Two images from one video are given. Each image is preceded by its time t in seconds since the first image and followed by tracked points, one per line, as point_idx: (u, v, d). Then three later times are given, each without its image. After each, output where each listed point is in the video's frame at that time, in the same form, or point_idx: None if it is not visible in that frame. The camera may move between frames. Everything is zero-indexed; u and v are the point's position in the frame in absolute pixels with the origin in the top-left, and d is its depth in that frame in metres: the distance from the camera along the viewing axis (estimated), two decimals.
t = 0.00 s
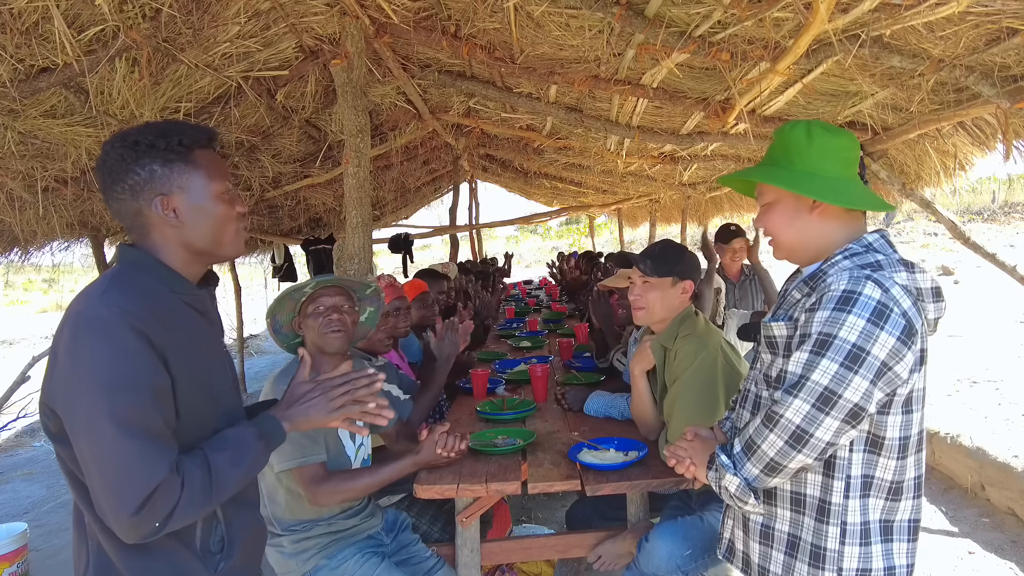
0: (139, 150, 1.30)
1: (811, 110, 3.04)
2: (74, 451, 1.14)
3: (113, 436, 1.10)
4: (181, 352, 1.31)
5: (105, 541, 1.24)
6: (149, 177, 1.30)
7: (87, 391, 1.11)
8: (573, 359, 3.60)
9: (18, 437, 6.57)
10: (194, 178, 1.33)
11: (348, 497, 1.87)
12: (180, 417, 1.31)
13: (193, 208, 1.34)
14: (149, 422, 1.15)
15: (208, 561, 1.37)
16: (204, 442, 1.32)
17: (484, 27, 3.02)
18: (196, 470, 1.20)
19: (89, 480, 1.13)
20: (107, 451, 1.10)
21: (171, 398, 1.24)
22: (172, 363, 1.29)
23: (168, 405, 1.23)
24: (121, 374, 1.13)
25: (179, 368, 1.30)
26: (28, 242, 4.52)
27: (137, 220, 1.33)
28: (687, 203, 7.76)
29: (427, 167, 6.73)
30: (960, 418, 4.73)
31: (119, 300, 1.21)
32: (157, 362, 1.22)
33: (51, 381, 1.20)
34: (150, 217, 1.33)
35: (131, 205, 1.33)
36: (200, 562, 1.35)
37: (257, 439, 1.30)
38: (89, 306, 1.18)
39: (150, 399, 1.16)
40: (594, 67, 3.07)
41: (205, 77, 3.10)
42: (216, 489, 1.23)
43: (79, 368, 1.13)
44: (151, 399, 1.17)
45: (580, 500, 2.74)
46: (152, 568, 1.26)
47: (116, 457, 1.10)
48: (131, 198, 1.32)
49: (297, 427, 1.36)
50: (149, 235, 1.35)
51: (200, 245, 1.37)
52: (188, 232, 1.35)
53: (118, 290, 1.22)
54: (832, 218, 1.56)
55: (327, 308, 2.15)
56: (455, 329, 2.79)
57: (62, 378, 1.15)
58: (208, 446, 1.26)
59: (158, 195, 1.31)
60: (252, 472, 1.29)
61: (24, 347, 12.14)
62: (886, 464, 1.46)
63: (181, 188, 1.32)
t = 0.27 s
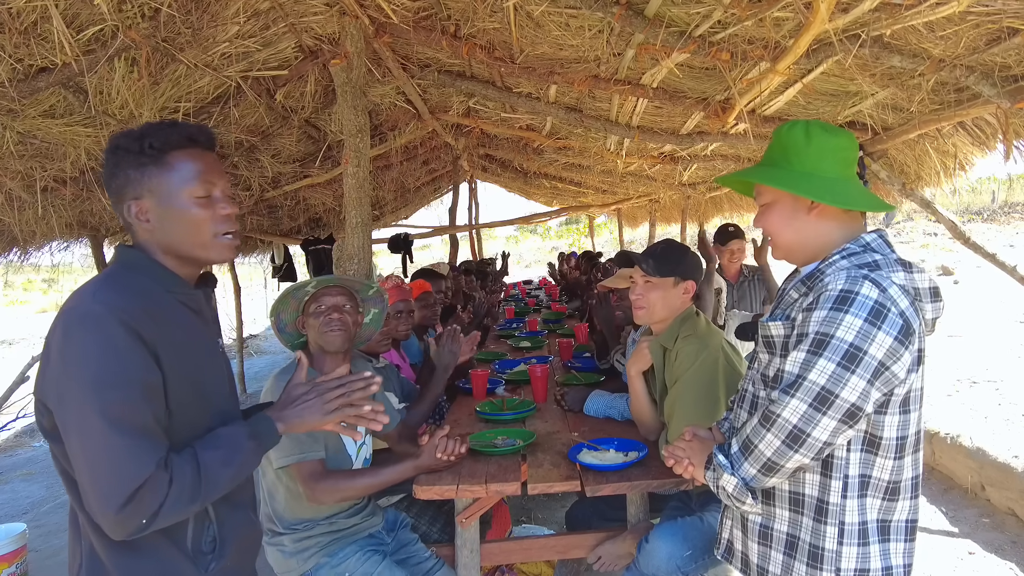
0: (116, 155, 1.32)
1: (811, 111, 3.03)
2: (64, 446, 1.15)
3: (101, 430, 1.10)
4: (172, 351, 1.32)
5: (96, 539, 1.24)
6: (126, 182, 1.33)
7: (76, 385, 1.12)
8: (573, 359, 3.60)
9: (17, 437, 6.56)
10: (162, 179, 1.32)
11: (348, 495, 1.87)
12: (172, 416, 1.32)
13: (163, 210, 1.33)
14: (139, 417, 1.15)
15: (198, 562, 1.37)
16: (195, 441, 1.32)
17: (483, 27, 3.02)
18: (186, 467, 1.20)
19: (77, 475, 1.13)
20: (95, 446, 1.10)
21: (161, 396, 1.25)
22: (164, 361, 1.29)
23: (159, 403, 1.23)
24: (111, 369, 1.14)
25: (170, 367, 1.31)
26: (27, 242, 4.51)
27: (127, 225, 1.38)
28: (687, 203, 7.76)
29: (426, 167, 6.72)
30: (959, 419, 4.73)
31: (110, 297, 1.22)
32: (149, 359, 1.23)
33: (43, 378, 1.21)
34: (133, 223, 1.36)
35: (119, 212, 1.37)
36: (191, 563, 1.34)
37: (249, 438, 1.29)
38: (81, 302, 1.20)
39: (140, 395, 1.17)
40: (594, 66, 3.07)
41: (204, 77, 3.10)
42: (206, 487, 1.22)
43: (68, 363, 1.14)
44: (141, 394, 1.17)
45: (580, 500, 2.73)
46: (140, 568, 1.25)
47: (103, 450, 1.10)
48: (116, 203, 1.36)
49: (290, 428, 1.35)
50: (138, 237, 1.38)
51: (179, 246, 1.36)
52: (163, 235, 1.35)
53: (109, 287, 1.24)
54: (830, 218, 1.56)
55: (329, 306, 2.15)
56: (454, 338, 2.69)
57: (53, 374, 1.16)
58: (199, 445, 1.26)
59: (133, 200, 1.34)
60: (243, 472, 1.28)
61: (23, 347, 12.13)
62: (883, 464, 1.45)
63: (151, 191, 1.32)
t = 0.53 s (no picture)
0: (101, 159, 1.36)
1: (811, 111, 3.03)
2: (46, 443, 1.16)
3: (76, 429, 1.11)
4: (158, 351, 1.33)
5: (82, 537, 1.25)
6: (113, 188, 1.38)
7: (55, 383, 1.13)
8: (573, 360, 3.59)
9: (16, 437, 6.55)
10: (138, 186, 1.35)
11: (349, 495, 1.87)
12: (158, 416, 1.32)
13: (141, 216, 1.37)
14: (114, 416, 1.15)
15: (182, 565, 1.37)
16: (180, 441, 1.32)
17: (483, 27, 3.02)
18: (165, 467, 1.20)
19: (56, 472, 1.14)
20: (71, 444, 1.11)
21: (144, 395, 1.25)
22: (150, 361, 1.30)
23: (140, 401, 1.24)
24: (88, 367, 1.15)
25: (156, 366, 1.32)
26: (27, 242, 4.51)
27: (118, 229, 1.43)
28: (687, 203, 7.76)
29: (426, 167, 6.72)
30: (959, 419, 4.73)
31: (92, 296, 1.23)
32: (129, 357, 1.23)
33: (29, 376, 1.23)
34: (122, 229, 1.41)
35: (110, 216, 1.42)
36: (172, 565, 1.34)
37: (234, 440, 1.29)
38: (63, 301, 1.21)
39: (118, 393, 1.18)
40: (594, 67, 3.07)
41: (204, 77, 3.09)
42: (185, 489, 1.22)
43: (48, 362, 1.15)
44: (118, 393, 1.18)
45: (580, 501, 2.73)
46: (122, 568, 1.27)
47: (79, 448, 1.11)
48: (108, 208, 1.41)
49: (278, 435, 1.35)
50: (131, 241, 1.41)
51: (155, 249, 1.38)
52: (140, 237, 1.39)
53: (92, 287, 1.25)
54: (830, 219, 1.55)
55: (331, 308, 2.14)
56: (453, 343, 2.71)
57: (36, 372, 1.18)
58: (183, 445, 1.26)
59: (119, 208, 1.38)
60: (227, 474, 1.28)
61: (22, 347, 12.09)
62: (885, 466, 1.45)
63: (131, 198, 1.36)
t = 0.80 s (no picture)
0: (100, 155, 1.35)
1: (811, 111, 3.03)
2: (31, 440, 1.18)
3: (53, 431, 1.11)
4: (145, 350, 1.33)
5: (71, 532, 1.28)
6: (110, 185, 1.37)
7: (36, 384, 1.14)
8: (573, 360, 3.59)
9: (16, 437, 6.54)
10: (136, 185, 1.34)
11: (350, 495, 1.87)
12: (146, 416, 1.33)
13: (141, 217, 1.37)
14: (93, 418, 1.16)
15: (170, 567, 1.36)
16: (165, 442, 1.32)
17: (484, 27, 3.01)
18: (145, 469, 1.20)
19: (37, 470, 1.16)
20: (48, 446, 1.12)
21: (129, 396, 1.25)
22: (137, 361, 1.30)
23: (124, 402, 1.24)
24: (69, 369, 1.15)
25: (143, 367, 1.32)
26: (26, 242, 4.51)
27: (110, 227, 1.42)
28: (687, 203, 7.76)
29: (426, 167, 6.71)
30: (960, 419, 4.73)
31: (76, 296, 1.23)
32: (113, 359, 1.23)
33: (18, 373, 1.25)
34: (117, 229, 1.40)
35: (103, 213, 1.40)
36: (159, 566, 1.34)
37: (217, 444, 1.29)
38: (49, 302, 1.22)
39: (98, 395, 1.18)
40: (595, 66, 3.07)
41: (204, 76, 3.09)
42: (164, 492, 1.22)
43: (31, 362, 1.16)
44: (98, 395, 1.18)
45: (580, 501, 2.72)
46: (110, 568, 1.28)
47: (55, 449, 1.11)
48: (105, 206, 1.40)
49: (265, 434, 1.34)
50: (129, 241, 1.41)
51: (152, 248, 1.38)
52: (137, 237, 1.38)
53: (77, 287, 1.25)
54: (832, 220, 1.55)
55: (342, 308, 2.14)
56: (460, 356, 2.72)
57: (22, 371, 1.19)
58: (166, 448, 1.26)
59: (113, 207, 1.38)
60: (209, 478, 1.27)
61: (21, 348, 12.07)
62: (890, 467, 1.45)
63: (126, 195, 1.35)
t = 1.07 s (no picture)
0: (129, 149, 1.34)
1: (811, 111, 3.03)
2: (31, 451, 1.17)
3: (57, 441, 1.11)
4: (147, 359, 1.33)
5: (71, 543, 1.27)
6: (140, 177, 1.34)
7: (38, 394, 1.14)
8: (573, 360, 3.59)
9: (15, 438, 6.53)
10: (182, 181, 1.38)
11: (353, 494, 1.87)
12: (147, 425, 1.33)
13: (179, 212, 1.38)
14: (94, 428, 1.15)
15: (178, 568, 1.36)
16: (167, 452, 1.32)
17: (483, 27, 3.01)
18: (149, 479, 1.21)
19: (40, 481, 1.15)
20: (50, 457, 1.12)
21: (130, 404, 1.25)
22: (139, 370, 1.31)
23: (126, 412, 1.24)
24: (67, 380, 1.15)
25: (144, 376, 1.32)
26: (26, 242, 4.50)
27: (126, 220, 1.37)
28: (687, 203, 7.76)
29: (426, 167, 6.71)
30: (960, 419, 4.73)
31: (79, 306, 1.23)
32: (113, 368, 1.23)
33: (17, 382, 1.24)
34: (140, 219, 1.37)
35: (120, 205, 1.35)
36: (168, 569, 1.34)
37: (221, 453, 1.29)
38: (48, 311, 1.21)
39: (97, 406, 1.18)
40: (595, 66, 3.07)
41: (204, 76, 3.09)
42: (169, 502, 1.22)
43: (32, 372, 1.16)
44: (97, 405, 1.18)
45: (581, 502, 2.72)
46: None
47: (60, 460, 1.12)
48: (121, 198, 1.35)
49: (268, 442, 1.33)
50: (135, 237, 1.39)
51: (186, 246, 1.41)
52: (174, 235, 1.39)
53: (80, 296, 1.25)
54: (832, 221, 1.55)
55: (360, 309, 2.15)
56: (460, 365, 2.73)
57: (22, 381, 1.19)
58: (170, 457, 1.27)
59: (148, 196, 1.35)
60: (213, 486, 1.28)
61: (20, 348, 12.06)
62: (893, 469, 1.45)
63: (168, 190, 1.36)
